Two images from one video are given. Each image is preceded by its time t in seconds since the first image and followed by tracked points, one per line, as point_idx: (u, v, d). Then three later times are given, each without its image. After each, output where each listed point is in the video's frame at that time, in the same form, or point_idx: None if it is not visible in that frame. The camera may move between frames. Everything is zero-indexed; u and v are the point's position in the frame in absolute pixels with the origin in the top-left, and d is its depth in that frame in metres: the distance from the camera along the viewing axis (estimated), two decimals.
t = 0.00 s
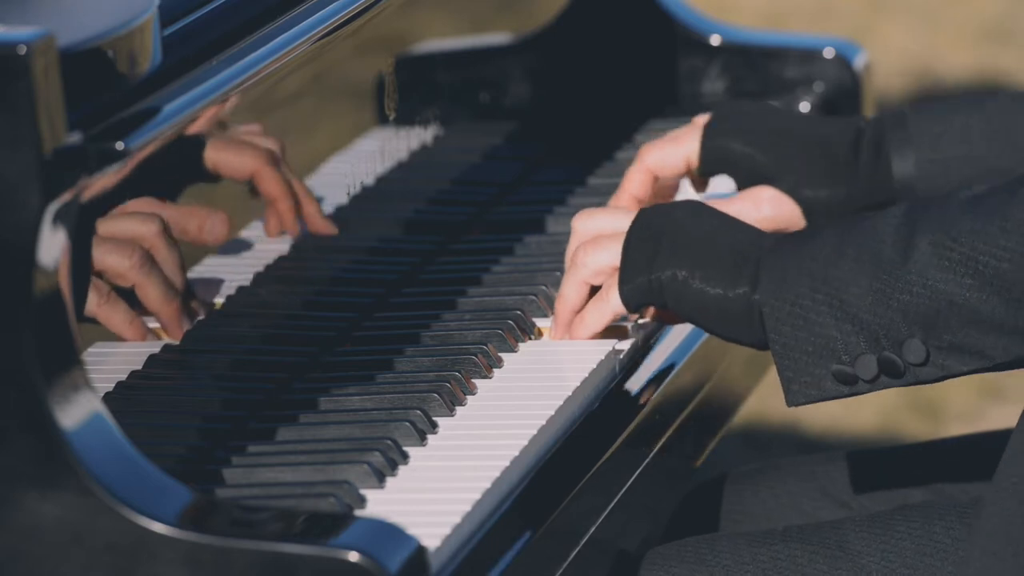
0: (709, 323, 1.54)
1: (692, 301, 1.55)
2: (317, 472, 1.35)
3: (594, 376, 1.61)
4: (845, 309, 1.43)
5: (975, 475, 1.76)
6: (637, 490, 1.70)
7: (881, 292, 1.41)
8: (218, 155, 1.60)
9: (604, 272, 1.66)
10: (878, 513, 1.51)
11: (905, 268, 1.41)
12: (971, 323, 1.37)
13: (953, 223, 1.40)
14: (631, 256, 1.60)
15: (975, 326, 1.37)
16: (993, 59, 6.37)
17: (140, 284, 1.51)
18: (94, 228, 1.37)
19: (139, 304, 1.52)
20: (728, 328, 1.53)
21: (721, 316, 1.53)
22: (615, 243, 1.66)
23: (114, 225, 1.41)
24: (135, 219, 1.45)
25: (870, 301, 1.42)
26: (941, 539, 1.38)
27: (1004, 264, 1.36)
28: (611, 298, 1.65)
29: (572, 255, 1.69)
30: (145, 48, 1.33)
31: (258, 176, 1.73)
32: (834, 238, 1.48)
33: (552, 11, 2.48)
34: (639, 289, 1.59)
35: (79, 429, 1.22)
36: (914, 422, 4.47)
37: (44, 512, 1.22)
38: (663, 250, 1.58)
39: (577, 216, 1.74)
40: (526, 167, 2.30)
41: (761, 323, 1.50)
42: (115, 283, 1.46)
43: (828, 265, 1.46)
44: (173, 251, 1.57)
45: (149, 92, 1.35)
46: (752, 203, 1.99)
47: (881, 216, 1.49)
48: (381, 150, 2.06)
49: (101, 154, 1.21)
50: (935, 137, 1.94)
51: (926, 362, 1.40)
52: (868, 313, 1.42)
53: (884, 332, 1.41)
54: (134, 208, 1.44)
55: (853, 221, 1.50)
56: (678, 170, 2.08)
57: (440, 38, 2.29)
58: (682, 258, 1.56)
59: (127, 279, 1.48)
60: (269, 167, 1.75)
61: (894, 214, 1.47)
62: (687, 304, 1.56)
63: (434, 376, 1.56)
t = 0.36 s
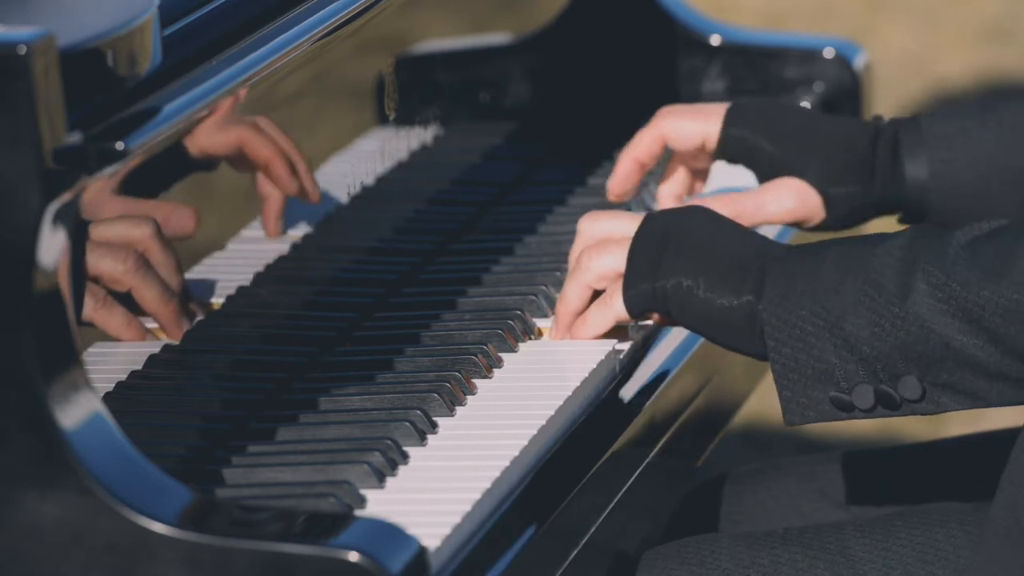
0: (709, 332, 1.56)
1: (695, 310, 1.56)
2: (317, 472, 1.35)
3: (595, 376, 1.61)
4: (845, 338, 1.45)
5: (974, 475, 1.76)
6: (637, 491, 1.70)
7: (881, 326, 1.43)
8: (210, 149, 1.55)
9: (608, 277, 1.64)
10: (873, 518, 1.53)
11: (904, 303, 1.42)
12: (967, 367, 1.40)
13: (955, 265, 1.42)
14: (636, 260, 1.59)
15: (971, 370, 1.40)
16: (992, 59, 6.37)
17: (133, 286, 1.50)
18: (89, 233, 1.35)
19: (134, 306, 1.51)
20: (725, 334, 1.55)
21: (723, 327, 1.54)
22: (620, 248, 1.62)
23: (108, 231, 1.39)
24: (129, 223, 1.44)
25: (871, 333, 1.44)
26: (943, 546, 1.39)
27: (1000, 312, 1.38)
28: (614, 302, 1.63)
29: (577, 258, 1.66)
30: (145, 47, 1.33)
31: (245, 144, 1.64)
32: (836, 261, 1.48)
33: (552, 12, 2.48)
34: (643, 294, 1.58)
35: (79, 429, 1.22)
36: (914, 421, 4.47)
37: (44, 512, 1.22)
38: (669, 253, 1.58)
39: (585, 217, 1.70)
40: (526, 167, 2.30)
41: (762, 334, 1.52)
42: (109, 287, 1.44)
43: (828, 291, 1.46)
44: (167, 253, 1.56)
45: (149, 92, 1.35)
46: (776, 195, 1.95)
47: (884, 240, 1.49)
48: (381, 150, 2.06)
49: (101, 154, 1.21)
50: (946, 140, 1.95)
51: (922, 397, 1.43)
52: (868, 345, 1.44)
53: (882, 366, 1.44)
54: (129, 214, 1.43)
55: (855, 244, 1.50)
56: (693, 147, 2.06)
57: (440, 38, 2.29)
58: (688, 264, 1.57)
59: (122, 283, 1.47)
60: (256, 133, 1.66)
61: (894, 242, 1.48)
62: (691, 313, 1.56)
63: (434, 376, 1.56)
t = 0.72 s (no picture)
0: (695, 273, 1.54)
1: (680, 263, 1.54)
2: (317, 472, 1.35)
3: (594, 376, 1.62)
4: (812, 277, 1.40)
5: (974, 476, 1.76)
6: (636, 491, 1.71)
7: (846, 270, 1.38)
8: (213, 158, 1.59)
9: (600, 264, 1.66)
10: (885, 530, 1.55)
11: (869, 253, 1.36)
12: (920, 327, 1.35)
13: (920, 216, 1.35)
14: (622, 237, 1.60)
15: (922, 330, 1.35)
16: (992, 58, 6.37)
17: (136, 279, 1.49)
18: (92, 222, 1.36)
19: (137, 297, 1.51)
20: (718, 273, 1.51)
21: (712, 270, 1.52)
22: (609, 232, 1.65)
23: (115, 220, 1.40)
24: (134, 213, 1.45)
25: (836, 276, 1.38)
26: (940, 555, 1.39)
27: (961, 281, 1.31)
28: (609, 283, 1.65)
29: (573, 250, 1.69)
30: (145, 48, 1.33)
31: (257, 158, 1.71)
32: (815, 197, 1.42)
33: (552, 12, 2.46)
34: (633, 270, 1.59)
35: (78, 429, 1.22)
36: (914, 421, 4.47)
37: (44, 512, 1.22)
38: (647, 218, 1.57)
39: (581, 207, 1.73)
40: (526, 167, 2.30)
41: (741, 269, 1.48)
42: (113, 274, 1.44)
43: (800, 225, 1.41)
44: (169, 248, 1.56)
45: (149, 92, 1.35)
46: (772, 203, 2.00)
47: (868, 178, 1.42)
48: (381, 150, 2.06)
49: (101, 154, 1.21)
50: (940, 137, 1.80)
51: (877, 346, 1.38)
52: (832, 287, 1.38)
53: (841, 310, 1.39)
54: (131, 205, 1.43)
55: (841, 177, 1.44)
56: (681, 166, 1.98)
57: (440, 38, 2.28)
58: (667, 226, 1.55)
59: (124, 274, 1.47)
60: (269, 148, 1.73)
61: (874, 182, 1.41)
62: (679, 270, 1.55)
63: (434, 376, 1.56)
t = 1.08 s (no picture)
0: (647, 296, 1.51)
1: (638, 273, 1.50)
2: (317, 472, 1.35)
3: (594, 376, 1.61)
4: (766, 314, 1.40)
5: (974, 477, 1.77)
6: (636, 492, 1.71)
7: (799, 311, 1.38)
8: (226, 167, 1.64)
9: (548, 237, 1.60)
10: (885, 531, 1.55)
11: (818, 295, 1.37)
12: (867, 372, 1.36)
13: (867, 265, 1.36)
14: (578, 227, 1.55)
15: (871, 375, 1.37)
16: (993, 58, 6.37)
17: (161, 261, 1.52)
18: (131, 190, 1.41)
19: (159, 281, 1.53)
20: (682, 298, 1.49)
21: (667, 286, 1.49)
22: (567, 212, 1.59)
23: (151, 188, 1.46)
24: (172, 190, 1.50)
25: (790, 315, 1.39)
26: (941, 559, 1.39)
27: (905, 333, 1.33)
28: (551, 254, 1.58)
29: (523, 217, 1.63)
30: (145, 47, 1.33)
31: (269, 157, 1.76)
32: (769, 231, 1.43)
33: (552, 12, 2.45)
34: (575, 259, 1.55)
35: (78, 428, 1.22)
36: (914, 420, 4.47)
37: (44, 512, 1.22)
38: (610, 222, 1.54)
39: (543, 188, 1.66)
40: (526, 167, 2.30)
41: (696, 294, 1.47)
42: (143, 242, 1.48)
43: (755, 263, 1.41)
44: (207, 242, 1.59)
45: (149, 92, 1.36)
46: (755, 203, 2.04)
47: (819, 221, 1.43)
48: (381, 150, 2.07)
49: (101, 154, 1.21)
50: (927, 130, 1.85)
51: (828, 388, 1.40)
52: (784, 327, 1.39)
53: (795, 351, 1.39)
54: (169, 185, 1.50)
55: (795, 218, 1.45)
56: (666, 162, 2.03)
57: (440, 38, 2.28)
58: (629, 234, 1.52)
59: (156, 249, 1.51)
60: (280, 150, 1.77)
61: (826, 225, 1.42)
62: (633, 280, 1.51)
63: (434, 376, 1.56)
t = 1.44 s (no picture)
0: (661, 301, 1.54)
1: (659, 281, 1.53)
2: (317, 472, 1.35)
3: (595, 375, 1.61)
4: (789, 343, 1.42)
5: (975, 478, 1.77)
6: (636, 492, 1.71)
7: (820, 347, 1.39)
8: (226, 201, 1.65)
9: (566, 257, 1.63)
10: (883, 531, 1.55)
11: (839, 336, 1.37)
12: (886, 412, 1.37)
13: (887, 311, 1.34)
14: (596, 239, 1.59)
15: (890, 416, 1.37)
16: (993, 58, 6.37)
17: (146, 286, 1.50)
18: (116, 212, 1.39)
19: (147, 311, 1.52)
20: (694, 303, 1.51)
21: (691, 295, 1.51)
22: (578, 230, 1.63)
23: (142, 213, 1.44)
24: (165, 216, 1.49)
25: (811, 348, 1.40)
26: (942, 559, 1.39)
27: (921, 389, 1.32)
28: (572, 267, 1.59)
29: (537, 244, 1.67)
30: (145, 48, 1.33)
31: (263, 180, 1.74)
32: (792, 257, 1.42)
33: (552, 11, 2.45)
34: (596, 271, 1.58)
35: (79, 428, 1.22)
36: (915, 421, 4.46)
37: (44, 512, 1.22)
38: (629, 229, 1.57)
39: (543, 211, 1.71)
40: (526, 167, 2.30)
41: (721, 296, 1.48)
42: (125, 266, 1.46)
43: (778, 292, 1.42)
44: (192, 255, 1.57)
45: (149, 92, 1.36)
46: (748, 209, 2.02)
47: (844, 253, 1.41)
48: (382, 150, 2.05)
49: (101, 154, 1.21)
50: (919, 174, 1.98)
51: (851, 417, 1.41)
52: (806, 359, 1.40)
53: (817, 381, 1.41)
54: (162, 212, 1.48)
55: (820, 245, 1.43)
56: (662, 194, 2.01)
57: (440, 39, 2.23)
58: (648, 242, 1.55)
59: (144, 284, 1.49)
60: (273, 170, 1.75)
61: (852, 256, 1.40)
62: (654, 287, 1.54)
63: (434, 376, 1.56)
